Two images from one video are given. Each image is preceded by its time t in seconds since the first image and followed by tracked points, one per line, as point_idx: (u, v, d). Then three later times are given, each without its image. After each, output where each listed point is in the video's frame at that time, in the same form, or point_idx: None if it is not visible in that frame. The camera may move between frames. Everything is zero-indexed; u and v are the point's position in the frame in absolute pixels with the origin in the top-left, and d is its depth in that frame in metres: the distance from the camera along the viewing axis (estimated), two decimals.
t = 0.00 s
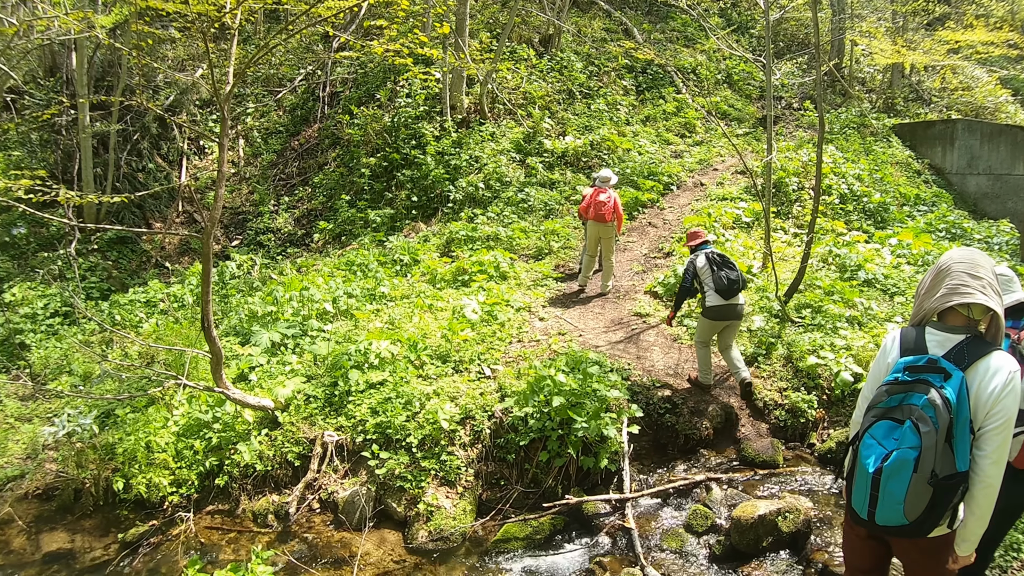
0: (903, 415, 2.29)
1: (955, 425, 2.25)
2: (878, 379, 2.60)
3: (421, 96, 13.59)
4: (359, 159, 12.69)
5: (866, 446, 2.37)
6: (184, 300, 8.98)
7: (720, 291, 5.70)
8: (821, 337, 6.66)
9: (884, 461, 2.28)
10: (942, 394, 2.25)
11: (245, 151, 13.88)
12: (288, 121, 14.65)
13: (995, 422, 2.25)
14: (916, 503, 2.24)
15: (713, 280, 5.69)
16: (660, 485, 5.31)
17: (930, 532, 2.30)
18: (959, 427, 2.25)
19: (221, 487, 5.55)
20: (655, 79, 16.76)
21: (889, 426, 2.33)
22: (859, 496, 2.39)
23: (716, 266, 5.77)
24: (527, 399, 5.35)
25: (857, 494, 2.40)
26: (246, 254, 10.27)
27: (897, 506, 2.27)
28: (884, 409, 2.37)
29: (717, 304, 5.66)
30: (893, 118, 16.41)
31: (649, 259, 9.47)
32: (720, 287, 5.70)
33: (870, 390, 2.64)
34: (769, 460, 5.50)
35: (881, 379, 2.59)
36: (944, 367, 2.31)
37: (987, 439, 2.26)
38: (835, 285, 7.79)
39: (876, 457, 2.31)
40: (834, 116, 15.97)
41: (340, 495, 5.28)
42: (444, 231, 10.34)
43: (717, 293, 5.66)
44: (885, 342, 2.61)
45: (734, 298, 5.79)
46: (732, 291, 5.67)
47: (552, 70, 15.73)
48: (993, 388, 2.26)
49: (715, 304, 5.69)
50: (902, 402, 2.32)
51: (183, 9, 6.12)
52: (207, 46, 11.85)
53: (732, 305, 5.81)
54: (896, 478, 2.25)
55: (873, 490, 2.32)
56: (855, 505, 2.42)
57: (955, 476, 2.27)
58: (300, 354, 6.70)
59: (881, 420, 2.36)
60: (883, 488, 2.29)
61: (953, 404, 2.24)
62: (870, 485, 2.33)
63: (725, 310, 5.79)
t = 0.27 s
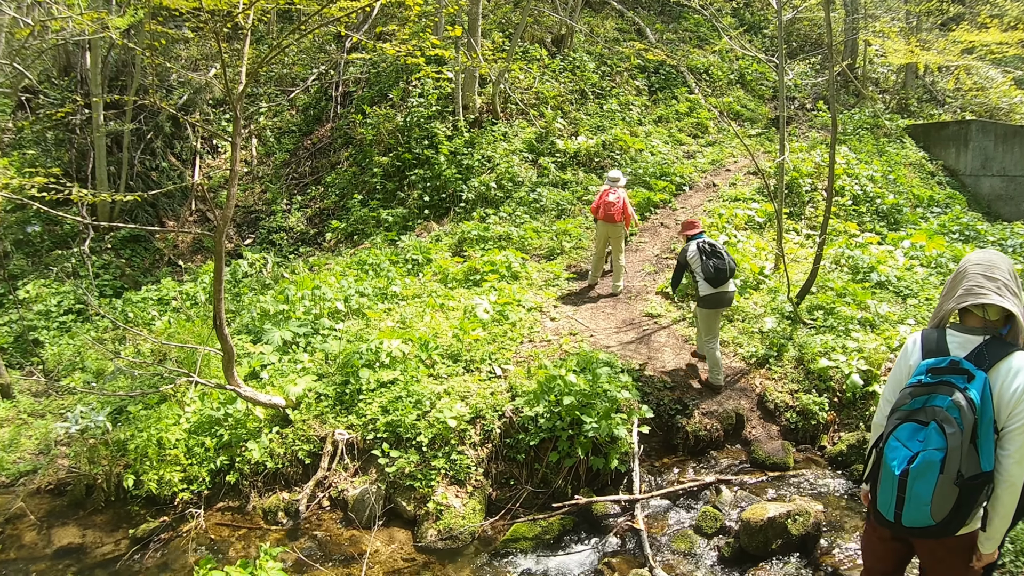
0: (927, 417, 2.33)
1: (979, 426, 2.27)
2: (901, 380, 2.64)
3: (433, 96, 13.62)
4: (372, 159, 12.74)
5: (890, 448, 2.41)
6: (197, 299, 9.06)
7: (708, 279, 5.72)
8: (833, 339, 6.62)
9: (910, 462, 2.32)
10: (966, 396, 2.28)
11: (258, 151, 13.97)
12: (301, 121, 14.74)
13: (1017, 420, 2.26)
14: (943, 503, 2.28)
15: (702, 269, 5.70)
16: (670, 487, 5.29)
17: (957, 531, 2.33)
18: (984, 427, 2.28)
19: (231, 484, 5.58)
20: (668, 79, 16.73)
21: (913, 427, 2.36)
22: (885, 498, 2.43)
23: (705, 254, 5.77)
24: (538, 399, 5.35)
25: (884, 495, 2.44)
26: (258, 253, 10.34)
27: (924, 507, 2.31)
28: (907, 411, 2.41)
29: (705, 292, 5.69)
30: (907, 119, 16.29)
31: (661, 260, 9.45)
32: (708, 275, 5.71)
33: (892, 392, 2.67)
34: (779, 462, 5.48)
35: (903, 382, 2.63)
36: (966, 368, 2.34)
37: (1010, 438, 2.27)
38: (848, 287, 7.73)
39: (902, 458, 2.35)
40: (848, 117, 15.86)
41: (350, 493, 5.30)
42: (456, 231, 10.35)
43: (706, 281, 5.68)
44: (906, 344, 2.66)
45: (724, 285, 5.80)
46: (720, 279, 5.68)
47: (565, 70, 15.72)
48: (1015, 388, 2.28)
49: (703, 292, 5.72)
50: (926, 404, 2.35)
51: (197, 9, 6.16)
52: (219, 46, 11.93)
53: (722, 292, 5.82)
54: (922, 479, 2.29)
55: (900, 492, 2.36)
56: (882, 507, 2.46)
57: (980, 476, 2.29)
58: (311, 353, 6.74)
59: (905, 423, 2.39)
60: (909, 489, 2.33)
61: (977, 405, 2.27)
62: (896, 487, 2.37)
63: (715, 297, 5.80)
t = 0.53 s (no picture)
0: (963, 428, 2.37)
1: (1014, 436, 2.33)
2: (930, 387, 2.66)
3: (442, 96, 13.65)
4: (380, 159, 12.79)
5: (925, 458, 2.45)
6: (205, 298, 9.12)
7: (693, 267, 5.90)
8: (840, 341, 6.60)
9: (948, 473, 2.36)
10: (1003, 408, 2.33)
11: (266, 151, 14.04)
12: (309, 121, 14.81)
13: None
14: (980, 512, 2.34)
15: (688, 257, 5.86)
16: (676, 488, 5.29)
17: (991, 537, 2.41)
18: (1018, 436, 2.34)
19: (239, 482, 5.63)
20: (676, 80, 16.72)
21: (948, 438, 2.41)
22: (922, 507, 2.48)
23: (693, 242, 5.92)
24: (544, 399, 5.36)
25: (919, 504, 2.49)
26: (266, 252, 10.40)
27: (961, 516, 2.37)
28: (942, 421, 2.44)
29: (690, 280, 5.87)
30: (915, 120, 16.23)
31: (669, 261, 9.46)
32: (694, 263, 5.90)
33: (926, 402, 2.66)
34: (786, 464, 5.47)
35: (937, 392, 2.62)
36: (1000, 379, 2.39)
37: None
38: (856, 288, 7.71)
39: (939, 469, 2.39)
40: (857, 118, 15.80)
41: (357, 492, 5.34)
42: (463, 231, 10.37)
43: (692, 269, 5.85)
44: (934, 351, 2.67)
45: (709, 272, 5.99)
46: (705, 267, 5.87)
47: (573, 70, 15.73)
48: None
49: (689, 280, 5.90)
50: (960, 414, 2.40)
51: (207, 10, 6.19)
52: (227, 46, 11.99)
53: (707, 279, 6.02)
54: (961, 490, 2.34)
55: (937, 502, 2.41)
56: (917, 515, 2.51)
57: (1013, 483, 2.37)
58: (319, 352, 6.78)
59: (940, 433, 2.43)
60: (946, 499, 2.38)
61: (1013, 416, 2.32)
62: (933, 497, 2.42)
63: (701, 285, 5.99)
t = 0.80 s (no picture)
0: (999, 426, 2.47)
1: None
2: (964, 386, 2.74)
3: (444, 96, 13.69)
4: (383, 159, 12.83)
5: (960, 455, 2.55)
6: (209, 297, 9.17)
7: (680, 260, 6.09)
8: (841, 341, 6.62)
9: (983, 470, 2.45)
10: None
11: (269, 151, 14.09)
12: (313, 121, 14.85)
13: None
14: (1014, 509, 2.43)
15: (673, 250, 6.04)
16: (676, 487, 5.31)
17: None
18: None
19: (242, 480, 5.66)
20: (679, 80, 16.74)
21: (983, 435, 2.51)
22: (956, 504, 2.56)
23: (681, 236, 6.09)
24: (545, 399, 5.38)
25: (953, 501, 2.57)
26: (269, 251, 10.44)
27: (996, 513, 2.46)
28: (976, 418, 2.55)
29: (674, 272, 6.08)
30: (919, 120, 16.21)
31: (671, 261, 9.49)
32: (682, 256, 6.07)
33: (961, 401, 2.73)
34: (786, 464, 5.49)
35: (972, 392, 2.68)
36: None
37: None
38: (858, 289, 7.72)
39: (974, 466, 2.48)
40: (860, 118, 15.80)
41: (360, 490, 5.37)
42: (466, 231, 10.40)
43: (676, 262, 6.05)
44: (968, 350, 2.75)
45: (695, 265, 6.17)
46: (690, 261, 6.06)
47: (576, 71, 15.76)
48: None
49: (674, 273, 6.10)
50: (993, 411, 2.50)
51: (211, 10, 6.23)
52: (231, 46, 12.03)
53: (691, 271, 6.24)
54: (996, 487, 2.43)
55: (972, 499, 2.50)
56: (950, 513, 2.60)
57: None
58: (322, 351, 6.81)
59: (975, 430, 2.53)
60: (981, 497, 2.47)
61: None
62: (968, 494, 2.50)
63: (685, 277, 6.19)
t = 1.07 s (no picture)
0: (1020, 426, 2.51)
1: None
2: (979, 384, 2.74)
3: (443, 96, 13.71)
4: (382, 159, 12.85)
5: (981, 455, 2.60)
6: (208, 297, 9.18)
7: (658, 257, 6.29)
8: (839, 341, 6.64)
9: (1005, 470, 2.51)
10: None
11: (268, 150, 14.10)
12: (312, 121, 14.86)
13: None
14: None
15: (650, 247, 6.24)
16: (674, 487, 5.33)
17: None
18: None
19: (241, 479, 5.67)
20: (678, 80, 16.76)
21: (1003, 435, 2.55)
22: (977, 503, 2.63)
23: (659, 232, 6.24)
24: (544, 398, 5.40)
25: (974, 500, 2.63)
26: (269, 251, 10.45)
27: (1017, 512, 2.52)
28: (997, 419, 2.57)
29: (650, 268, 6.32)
30: (917, 121, 16.24)
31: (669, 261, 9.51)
32: (660, 253, 6.28)
33: (979, 401, 2.70)
34: (783, 463, 5.51)
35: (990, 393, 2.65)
36: None
37: None
38: (855, 289, 7.74)
39: (995, 467, 2.54)
40: (858, 119, 15.83)
41: (358, 489, 5.39)
42: (465, 231, 10.41)
43: (651, 258, 6.28)
44: (985, 349, 2.73)
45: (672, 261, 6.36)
46: (667, 257, 6.26)
47: (575, 71, 15.79)
48: None
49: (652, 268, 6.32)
50: (1011, 412, 2.53)
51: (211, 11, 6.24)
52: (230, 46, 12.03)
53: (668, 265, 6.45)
54: (1018, 487, 2.49)
55: (993, 499, 2.56)
56: (971, 512, 2.66)
57: None
58: (321, 351, 6.83)
59: (995, 430, 2.57)
60: (1003, 497, 2.53)
61: None
62: (990, 494, 2.56)
63: (661, 272, 6.41)
